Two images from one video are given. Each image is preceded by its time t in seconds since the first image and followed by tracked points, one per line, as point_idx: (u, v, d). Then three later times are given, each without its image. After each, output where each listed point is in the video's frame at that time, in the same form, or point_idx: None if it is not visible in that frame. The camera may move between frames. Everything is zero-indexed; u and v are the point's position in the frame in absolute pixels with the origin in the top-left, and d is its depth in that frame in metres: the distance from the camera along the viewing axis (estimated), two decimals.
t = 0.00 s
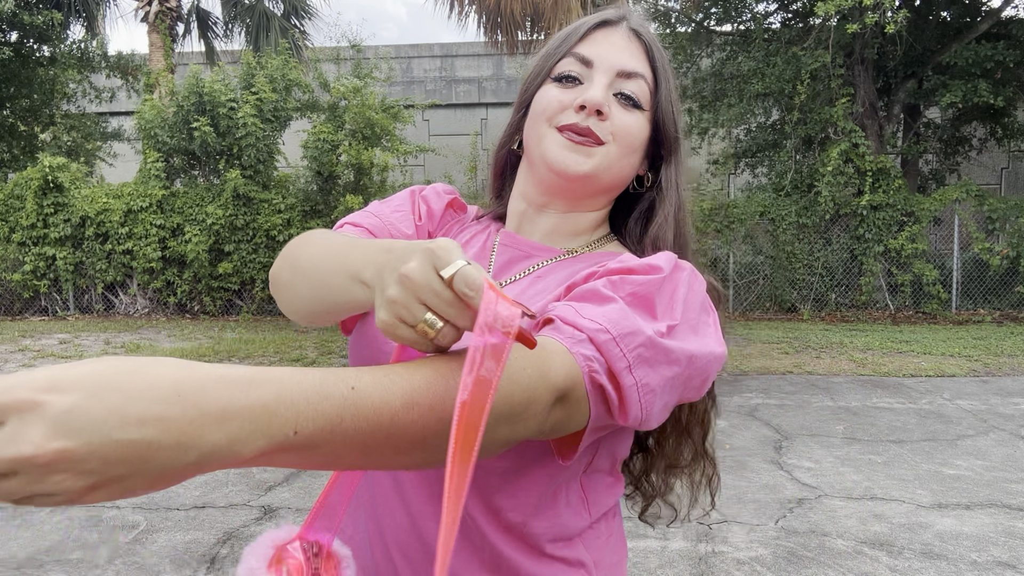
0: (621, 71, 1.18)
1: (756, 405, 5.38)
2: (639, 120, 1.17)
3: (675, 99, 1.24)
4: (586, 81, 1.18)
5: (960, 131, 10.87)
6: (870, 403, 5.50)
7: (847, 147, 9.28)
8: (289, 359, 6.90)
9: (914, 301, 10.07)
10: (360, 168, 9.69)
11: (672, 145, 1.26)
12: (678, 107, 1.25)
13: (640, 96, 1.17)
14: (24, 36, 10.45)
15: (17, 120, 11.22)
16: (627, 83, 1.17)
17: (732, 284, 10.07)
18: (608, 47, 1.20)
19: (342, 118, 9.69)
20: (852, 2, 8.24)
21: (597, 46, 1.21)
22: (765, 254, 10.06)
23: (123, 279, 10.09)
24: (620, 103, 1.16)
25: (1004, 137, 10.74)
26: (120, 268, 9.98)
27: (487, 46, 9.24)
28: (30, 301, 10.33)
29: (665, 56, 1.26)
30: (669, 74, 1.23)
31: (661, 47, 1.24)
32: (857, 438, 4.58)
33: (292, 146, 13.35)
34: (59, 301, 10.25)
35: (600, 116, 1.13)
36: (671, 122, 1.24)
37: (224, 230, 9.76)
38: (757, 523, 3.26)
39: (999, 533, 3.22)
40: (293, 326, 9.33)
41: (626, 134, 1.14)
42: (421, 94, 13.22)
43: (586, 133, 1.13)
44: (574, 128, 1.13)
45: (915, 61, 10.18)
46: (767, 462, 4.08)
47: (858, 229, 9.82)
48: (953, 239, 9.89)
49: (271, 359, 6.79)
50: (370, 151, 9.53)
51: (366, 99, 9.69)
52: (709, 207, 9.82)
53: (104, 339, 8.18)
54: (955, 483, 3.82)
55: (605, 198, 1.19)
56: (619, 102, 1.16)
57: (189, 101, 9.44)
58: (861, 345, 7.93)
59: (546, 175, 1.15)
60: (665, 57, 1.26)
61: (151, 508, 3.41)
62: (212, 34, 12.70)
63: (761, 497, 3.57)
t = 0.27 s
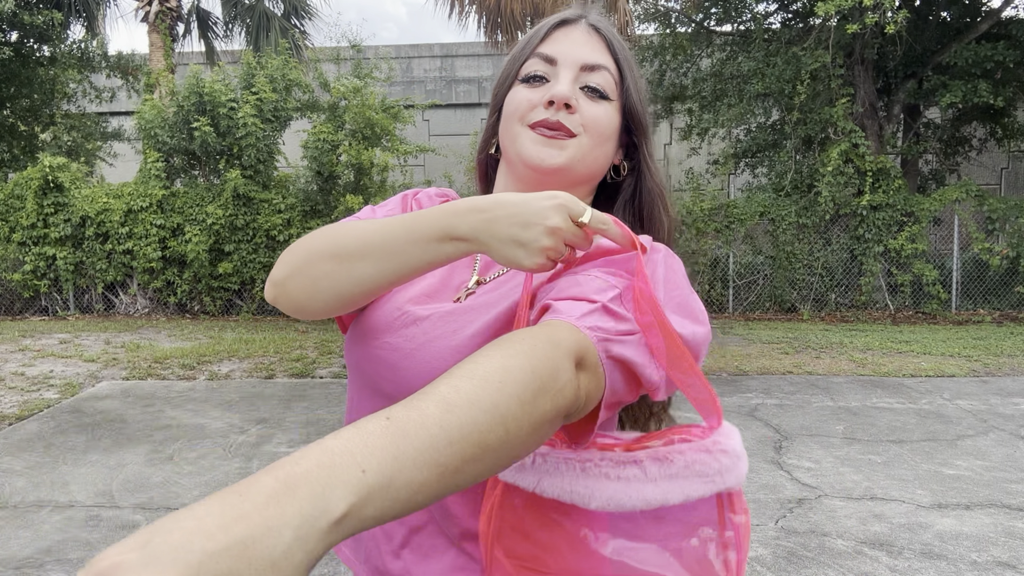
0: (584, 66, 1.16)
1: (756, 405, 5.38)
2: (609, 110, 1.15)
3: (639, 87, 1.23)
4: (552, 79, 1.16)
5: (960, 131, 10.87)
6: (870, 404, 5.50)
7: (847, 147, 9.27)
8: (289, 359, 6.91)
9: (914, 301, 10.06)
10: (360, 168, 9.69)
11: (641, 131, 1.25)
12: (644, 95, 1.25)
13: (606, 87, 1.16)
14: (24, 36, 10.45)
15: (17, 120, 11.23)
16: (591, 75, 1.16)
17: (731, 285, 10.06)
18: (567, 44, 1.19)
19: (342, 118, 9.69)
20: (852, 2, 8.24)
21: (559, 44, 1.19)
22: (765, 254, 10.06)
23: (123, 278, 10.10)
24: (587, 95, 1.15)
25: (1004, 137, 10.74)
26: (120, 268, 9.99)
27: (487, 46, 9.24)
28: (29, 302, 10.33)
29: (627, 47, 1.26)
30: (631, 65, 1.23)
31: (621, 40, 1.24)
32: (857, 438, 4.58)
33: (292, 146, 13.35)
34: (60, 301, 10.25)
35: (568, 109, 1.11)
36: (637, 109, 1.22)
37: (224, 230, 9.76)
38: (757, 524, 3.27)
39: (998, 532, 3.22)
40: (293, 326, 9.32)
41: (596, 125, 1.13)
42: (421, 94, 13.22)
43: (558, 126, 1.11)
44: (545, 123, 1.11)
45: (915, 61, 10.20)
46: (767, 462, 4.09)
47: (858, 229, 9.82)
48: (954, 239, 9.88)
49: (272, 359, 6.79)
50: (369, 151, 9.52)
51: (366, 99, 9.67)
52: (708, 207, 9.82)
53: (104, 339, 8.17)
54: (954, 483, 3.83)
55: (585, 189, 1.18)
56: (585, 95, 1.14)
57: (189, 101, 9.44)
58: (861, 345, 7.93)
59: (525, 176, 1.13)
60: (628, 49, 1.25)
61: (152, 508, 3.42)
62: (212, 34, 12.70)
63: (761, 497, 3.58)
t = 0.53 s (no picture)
0: (529, 54, 1.08)
1: (756, 405, 5.38)
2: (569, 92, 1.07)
3: (587, 61, 1.15)
4: (502, 75, 1.07)
5: (960, 132, 10.88)
6: (870, 404, 5.51)
7: (846, 148, 9.28)
8: (289, 359, 6.91)
9: (914, 301, 10.07)
10: (360, 168, 9.69)
11: (601, 105, 1.16)
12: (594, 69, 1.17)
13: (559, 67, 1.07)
14: (24, 36, 10.46)
15: (17, 120, 11.24)
16: (540, 60, 1.07)
17: (731, 285, 10.06)
18: (508, 38, 1.10)
19: (342, 118, 9.68)
20: (852, 2, 8.24)
21: (502, 39, 1.10)
22: (765, 255, 10.06)
23: (123, 279, 10.10)
24: (540, 81, 1.06)
25: (1004, 137, 10.74)
26: (120, 268, 10.00)
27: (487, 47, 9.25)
28: (30, 302, 10.33)
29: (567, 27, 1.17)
30: (575, 42, 1.14)
31: (559, 21, 1.15)
32: (857, 438, 4.59)
33: (292, 146, 13.35)
34: (60, 301, 10.25)
35: (523, 100, 1.03)
36: (591, 81, 1.13)
37: (224, 231, 9.77)
38: (757, 523, 3.27)
39: (998, 532, 3.23)
40: (293, 326, 9.32)
41: (556, 109, 1.05)
42: (421, 94, 13.23)
43: (518, 120, 1.03)
44: (507, 121, 1.03)
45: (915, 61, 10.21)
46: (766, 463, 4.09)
47: (857, 229, 9.82)
48: (953, 239, 9.89)
49: (272, 359, 6.80)
50: (369, 152, 9.53)
51: (366, 99, 9.67)
52: (708, 207, 9.83)
53: (105, 339, 8.18)
54: (954, 483, 3.83)
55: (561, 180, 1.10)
56: (537, 81, 1.06)
57: (189, 101, 9.45)
58: (861, 345, 7.93)
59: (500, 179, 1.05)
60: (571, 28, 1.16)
61: (152, 508, 3.42)
62: (212, 34, 12.70)
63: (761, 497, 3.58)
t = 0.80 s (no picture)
0: (509, 47, 1.03)
1: (756, 405, 5.38)
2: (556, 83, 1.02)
3: (575, 44, 1.09)
4: (483, 75, 1.04)
5: (961, 132, 10.88)
6: (869, 404, 5.51)
7: (847, 147, 9.29)
8: (289, 359, 6.92)
9: (914, 301, 10.06)
10: (360, 168, 9.69)
11: (597, 90, 1.10)
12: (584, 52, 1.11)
13: (542, 59, 1.02)
14: (24, 36, 10.47)
15: (17, 120, 11.25)
16: (521, 53, 1.03)
17: (731, 285, 10.05)
18: (485, 35, 1.06)
19: (342, 118, 9.68)
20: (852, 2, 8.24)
21: (483, 36, 1.06)
22: (765, 255, 10.06)
23: (123, 279, 10.10)
24: (522, 76, 1.01)
25: (1004, 137, 10.74)
26: (120, 268, 10.00)
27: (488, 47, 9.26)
28: (30, 302, 10.33)
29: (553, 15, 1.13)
30: (559, 28, 1.08)
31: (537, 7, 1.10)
32: (857, 438, 4.59)
33: (292, 146, 13.35)
34: (60, 301, 10.25)
35: (505, 98, 0.99)
36: (581, 63, 1.07)
37: (224, 231, 9.78)
38: (757, 523, 3.27)
39: (998, 532, 3.22)
40: (293, 326, 9.32)
41: (542, 101, 1.00)
42: (421, 94, 13.22)
43: (504, 119, 0.99)
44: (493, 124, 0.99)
45: (915, 61, 10.22)
46: (766, 463, 4.10)
47: (857, 229, 9.82)
48: (953, 239, 9.89)
49: (272, 359, 6.80)
50: (369, 152, 9.53)
51: (366, 99, 9.66)
52: (708, 207, 9.83)
53: (105, 339, 8.18)
54: (954, 483, 3.83)
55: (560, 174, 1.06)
56: (520, 76, 1.01)
57: (189, 101, 9.45)
58: (861, 345, 7.93)
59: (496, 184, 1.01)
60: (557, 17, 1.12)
61: (152, 508, 3.42)
62: (212, 34, 12.70)
63: (761, 497, 3.58)
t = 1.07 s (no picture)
0: (550, 26, 1.01)
1: (756, 405, 5.38)
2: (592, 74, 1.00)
3: (629, 30, 1.07)
4: (516, 53, 1.03)
5: (961, 131, 10.87)
6: (869, 403, 5.51)
7: (847, 147, 9.30)
8: (289, 359, 6.91)
9: (914, 301, 10.05)
10: (360, 168, 9.68)
11: (645, 76, 1.07)
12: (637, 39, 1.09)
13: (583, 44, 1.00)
14: (24, 36, 10.47)
15: (17, 120, 11.25)
16: (562, 33, 1.01)
17: (731, 284, 10.05)
18: (520, 10, 1.05)
19: (342, 118, 9.67)
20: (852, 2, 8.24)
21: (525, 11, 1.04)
22: (765, 255, 10.07)
23: (123, 278, 10.10)
24: (559, 60, 1.00)
25: (1004, 137, 10.74)
26: (120, 268, 9.99)
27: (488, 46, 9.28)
28: (29, 302, 10.32)
29: None
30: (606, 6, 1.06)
31: None
32: (857, 438, 4.58)
33: (292, 146, 13.34)
34: (60, 301, 10.25)
35: (538, 83, 0.98)
36: (630, 50, 1.05)
37: (224, 230, 9.77)
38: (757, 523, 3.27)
39: (998, 532, 3.22)
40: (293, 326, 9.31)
41: (575, 91, 0.98)
42: (421, 94, 13.21)
43: (527, 107, 0.98)
44: (516, 107, 0.99)
45: (915, 61, 10.23)
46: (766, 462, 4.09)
47: (858, 229, 9.82)
48: (953, 239, 9.89)
49: (272, 359, 6.79)
50: (369, 151, 9.53)
51: (366, 99, 9.66)
52: (708, 207, 9.83)
53: (104, 339, 8.18)
54: (954, 483, 3.83)
55: (595, 165, 1.03)
56: (557, 59, 1.00)
57: (189, 101, 9.46)
58: (861, 345, 7.93)
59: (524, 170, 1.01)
60: None
61: (152, 508, 3.42)
62: (212, 34, 12.69)
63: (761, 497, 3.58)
